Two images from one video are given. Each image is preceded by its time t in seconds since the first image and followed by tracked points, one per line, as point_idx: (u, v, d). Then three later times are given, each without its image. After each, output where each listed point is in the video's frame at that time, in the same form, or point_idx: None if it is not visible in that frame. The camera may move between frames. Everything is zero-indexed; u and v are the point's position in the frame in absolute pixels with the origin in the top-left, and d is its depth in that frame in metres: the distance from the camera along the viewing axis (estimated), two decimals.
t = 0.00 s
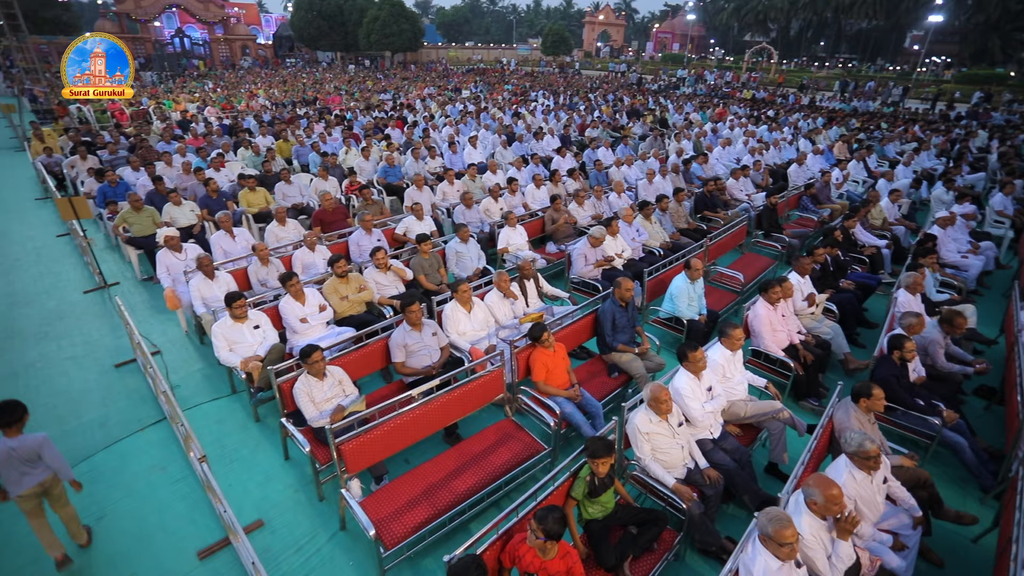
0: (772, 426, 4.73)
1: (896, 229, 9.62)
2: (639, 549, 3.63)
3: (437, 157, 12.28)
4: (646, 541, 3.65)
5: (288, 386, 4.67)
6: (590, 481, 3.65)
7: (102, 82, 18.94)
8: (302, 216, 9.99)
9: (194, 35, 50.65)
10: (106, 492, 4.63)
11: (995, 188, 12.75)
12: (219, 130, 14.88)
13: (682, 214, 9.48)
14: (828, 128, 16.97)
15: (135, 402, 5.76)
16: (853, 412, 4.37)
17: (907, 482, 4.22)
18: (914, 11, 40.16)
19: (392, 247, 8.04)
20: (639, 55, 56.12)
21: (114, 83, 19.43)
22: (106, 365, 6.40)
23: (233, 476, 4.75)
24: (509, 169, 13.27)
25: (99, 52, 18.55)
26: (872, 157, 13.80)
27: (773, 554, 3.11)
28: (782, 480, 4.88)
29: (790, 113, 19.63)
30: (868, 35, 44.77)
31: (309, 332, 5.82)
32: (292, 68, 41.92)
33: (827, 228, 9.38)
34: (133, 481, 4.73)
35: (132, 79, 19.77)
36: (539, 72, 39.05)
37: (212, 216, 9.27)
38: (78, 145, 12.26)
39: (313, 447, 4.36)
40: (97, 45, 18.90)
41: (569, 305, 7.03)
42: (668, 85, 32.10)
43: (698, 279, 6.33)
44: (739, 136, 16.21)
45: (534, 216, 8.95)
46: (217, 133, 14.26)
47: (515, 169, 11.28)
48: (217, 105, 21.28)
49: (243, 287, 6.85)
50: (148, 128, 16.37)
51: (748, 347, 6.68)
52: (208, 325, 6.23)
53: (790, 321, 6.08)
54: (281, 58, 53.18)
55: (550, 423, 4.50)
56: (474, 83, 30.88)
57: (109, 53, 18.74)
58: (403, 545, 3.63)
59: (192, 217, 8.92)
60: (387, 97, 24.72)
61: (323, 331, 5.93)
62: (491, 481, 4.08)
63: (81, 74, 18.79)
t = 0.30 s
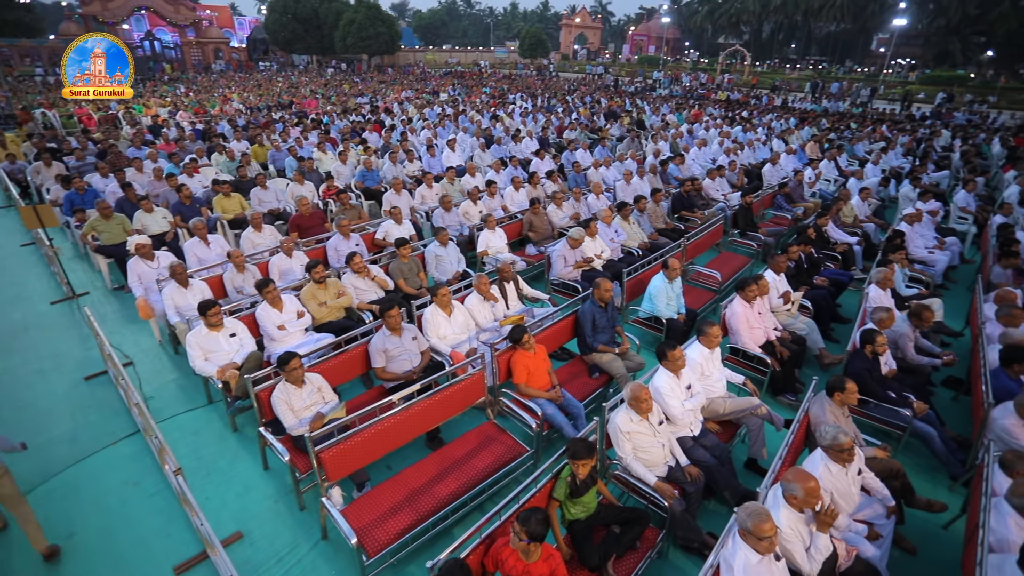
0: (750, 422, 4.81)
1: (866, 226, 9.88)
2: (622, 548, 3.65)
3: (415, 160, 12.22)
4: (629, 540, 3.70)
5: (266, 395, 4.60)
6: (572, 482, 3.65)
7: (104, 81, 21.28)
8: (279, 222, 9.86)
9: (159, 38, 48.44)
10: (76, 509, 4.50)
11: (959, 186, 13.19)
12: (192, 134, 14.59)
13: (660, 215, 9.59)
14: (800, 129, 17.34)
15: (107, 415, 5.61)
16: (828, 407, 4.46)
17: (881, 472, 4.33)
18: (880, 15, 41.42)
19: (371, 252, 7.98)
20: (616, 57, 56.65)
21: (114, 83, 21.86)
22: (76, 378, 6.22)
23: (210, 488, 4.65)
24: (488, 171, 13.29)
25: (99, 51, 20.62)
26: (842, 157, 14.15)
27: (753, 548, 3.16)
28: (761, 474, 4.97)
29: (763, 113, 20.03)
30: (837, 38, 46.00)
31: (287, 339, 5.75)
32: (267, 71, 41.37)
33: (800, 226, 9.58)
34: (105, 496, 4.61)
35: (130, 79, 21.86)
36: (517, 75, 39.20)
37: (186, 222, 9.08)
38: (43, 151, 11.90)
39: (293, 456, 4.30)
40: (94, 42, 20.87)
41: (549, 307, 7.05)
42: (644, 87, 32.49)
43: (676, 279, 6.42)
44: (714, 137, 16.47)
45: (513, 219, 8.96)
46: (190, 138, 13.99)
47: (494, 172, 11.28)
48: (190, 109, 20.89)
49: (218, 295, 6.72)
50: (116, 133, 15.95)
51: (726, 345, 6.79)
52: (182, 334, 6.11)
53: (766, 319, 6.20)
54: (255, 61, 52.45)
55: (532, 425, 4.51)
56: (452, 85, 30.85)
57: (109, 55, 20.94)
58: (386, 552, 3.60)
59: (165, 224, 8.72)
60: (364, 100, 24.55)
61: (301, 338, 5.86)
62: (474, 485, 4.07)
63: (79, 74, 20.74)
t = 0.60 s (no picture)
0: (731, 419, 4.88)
1: (841, 224, 10.10)
2: (607, 547, 3.67)
3: (395, 163, 12.15)
4: (614, 540, 3.71)
5: (245, 403, 4.52)
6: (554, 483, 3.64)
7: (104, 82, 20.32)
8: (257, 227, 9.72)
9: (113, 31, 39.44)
10: (49, 525, 4.37)
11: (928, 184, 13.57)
12: (166, 139, 14.31)
13: (640, 215, 9.68)
14: (775, 129, 17.67)
15: (80, 429, 5.46)
16: (806, 402, 4.55)
17: (858, 464, 4.42)
18: (850, 18, 42.58)
19: (351, 256, 7.91)
20: (594, 60, 57.13)
21: (115, 84, 20.74)
22: (46, 391, 6.04)
23: (189, 499, 4.56)
24: (468, 174, 13.28)
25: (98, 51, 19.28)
26: (816, 156, 14.46)
27: (735, 543, 3.20)
28: (742, 471, 5.03)
29: (739, 114, 20.38)
30: (809, 40, 47.15)
31: (266, 346, 5.67)
32: (243, 75, 40.79)
33: (777, 225, 9.76)
34: (79, 512, 4.48)
35: (128, 79, 21.06)
36: (497, 77, 39.29)
37: (160, 229, 8.90)
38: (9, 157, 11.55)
39: (274, 465, 4.23)
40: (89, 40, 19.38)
41: (531, 309, 7.07)
42: (624, 88, 32.78)
43: (656, 279, 6.48)
44: (692, 138, 16.69)
45: (494, 221, 8.97)
46: (164, 143, 13.71)
47: (475, 174, 11.27)
48: (163, 114, 20.49)
49: (195, 302, 6.60)
50: (86, 139, 15.56)
51: (706, 343, 6.87)
52: (158, 343, 5.98)
53: (745, 316, 6.29)
54: (231, 64, 51.68)
55: (516, 428, 4.51)
56: (432, 88, 30.79)
57: (108, 54, 19.76)
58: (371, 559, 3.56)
59: (138, 230, 8.54)
60: (343, 104, 24.37)
61: (281, 345, 5.78)
62: (458, 489, 4.06)
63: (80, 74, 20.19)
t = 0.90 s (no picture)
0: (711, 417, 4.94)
1: (814, 223, 10.34)
2: (591, 548, 3.68)
3: (373, 167, 12.06)
4: (597, 540, 3.72)
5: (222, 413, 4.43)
6: (535, 487, 3.67)
7: (104, 81, 24.28)
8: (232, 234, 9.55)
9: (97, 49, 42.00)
10: (16, 546, 4.21)
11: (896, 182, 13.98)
12: (136, 145, 13.95)
13: (619, 217, 9.78)
14: (749, 131, 18.01)
15: (48, 444, 5.30)
16: (783, 398, 4.64)
17: (834, 457, 4.51)
18: (819, 23, 43.82)
19: (329, 262, 7.83)
20: (572, 63, 57.54)
21: (113, 83, 24.50)
22: (12, 407, 5.84)
23: (164, 514, 4.45)
24: (447, 178, 13.24)
25: (98, 53, 23.14)
26: (789, 157, 14.77)
27: (716, 540, 3.24)
28: (722, 468, 5.10)
29: (714, 116, 20.74)
30: (781, 43, 48.25)
31: (243, 355, 5.57)
32: (217, 79, 40.06)
33: (752, 225, 9.94)
34: (49, 530, 4.34)
35: (128, 79, 25.02)
36: (475, 81, 39.30)
37: (131, 237, 8.67)
38: None
39: (253, 475, 4.16)
40: (94, 43, 23.42)
41: (512, 312, 7.07)
42: (601, 91, 33.09)
43: (635, 279, 6.54)
44: (669, 140, 16.90)
45: (473, 225, 8.96)
46: (134, 148, 13.37)
47: (454, 178, 11.26)
48: (133, 119, 20.00)
49: (169, 311, 6.45)
50: (52, 144, 15.11)
51: (685, 342, 6.96)
52: (130, 354, 5.83)
53: (723, 315, 6.40)
54: (204, 68, 50.75)
55: (498, 431, 4.51)
56: (410, 92, 30.67)
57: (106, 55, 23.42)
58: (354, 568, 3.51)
59: (108, 239, 8.31)
60: (320, 108, 24.12)
61: (259, 353, 5.69)
62: (441, 494, 4.03)
63: (80, 74, 24.24)
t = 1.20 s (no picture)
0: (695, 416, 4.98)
1: (793, 223, 10.52)
2: (578, 549, 3.69)
3: (354, 171, 11.99)
4: (584, 542, 3.73)
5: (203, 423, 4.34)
6: (521, 489, 3.69)
7: (105, 80, 29.36)
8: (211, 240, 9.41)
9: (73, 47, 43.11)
10: None
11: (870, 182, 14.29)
12: (111, 149, 13.70)
13: (601, 219, 9.86)
14: (728, 132, 18.28)
15: (20, 459, 5.15)
16: (765, 396, 4.70)
17: (815, 453, 4.58)
18: (794, 26, 44.78)
19: (311, 267, 7.75)
20: (553, 66, 57.86)
21: (113, 83, 29.58)
22: None
23: (143, 528, 4.35)
24: (430, 181, 13.22)
25: (99, 52, 29.09)
26: (768, 158, 15.03)
27: (702, 538, 3.27)
28: (707, 466, 5.15)
29: (694, 118, 21.01)
30: (758, 47, 49.15)
31: (224, 363, 5.48)
32: (194, 83, 39.52)
33: (732, 225, 10.08)
34: (22, 547, 4.21)
35: (125, 79, 30.26)
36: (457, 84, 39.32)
37: (106, 243, 8.49)
38: None
39: (235, 485, 4.09)
40: (95, 43, 29.18)
41: (496, 315, 7.07)
42: (582, 94, 33.36)
43: (618, 280, 6.58)
44: (650, 142, 17.09)
45: (457, 228, 8.94)
46: (109, 154, 13.12)
47: (436, 181, 11.24)
48: (108, 123, 19.65)
49: (146, 320, 6.32)
50: (21, 149, 14.71)
51: (668, 342, 7.03)
52: (106, 364, 5.70)
53: (705, 314, 6.47)
54: (180, 71, 49.97)
55: (484, 434, 4.50)
56: (391, 95, 30.57)
57: (106, 54, 29.40)
58: None
59: (82, 246, 8.13)
60: (300, 112, 23.93)
61: (240, 360, 5.61)
62: (427, 499, 4.01)
63: (81, 75, 28.94)
